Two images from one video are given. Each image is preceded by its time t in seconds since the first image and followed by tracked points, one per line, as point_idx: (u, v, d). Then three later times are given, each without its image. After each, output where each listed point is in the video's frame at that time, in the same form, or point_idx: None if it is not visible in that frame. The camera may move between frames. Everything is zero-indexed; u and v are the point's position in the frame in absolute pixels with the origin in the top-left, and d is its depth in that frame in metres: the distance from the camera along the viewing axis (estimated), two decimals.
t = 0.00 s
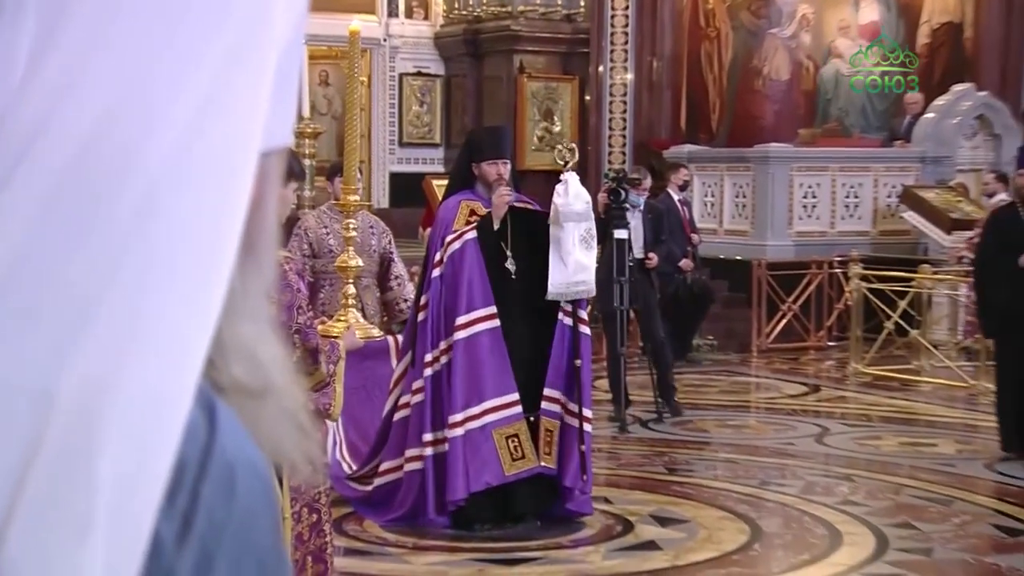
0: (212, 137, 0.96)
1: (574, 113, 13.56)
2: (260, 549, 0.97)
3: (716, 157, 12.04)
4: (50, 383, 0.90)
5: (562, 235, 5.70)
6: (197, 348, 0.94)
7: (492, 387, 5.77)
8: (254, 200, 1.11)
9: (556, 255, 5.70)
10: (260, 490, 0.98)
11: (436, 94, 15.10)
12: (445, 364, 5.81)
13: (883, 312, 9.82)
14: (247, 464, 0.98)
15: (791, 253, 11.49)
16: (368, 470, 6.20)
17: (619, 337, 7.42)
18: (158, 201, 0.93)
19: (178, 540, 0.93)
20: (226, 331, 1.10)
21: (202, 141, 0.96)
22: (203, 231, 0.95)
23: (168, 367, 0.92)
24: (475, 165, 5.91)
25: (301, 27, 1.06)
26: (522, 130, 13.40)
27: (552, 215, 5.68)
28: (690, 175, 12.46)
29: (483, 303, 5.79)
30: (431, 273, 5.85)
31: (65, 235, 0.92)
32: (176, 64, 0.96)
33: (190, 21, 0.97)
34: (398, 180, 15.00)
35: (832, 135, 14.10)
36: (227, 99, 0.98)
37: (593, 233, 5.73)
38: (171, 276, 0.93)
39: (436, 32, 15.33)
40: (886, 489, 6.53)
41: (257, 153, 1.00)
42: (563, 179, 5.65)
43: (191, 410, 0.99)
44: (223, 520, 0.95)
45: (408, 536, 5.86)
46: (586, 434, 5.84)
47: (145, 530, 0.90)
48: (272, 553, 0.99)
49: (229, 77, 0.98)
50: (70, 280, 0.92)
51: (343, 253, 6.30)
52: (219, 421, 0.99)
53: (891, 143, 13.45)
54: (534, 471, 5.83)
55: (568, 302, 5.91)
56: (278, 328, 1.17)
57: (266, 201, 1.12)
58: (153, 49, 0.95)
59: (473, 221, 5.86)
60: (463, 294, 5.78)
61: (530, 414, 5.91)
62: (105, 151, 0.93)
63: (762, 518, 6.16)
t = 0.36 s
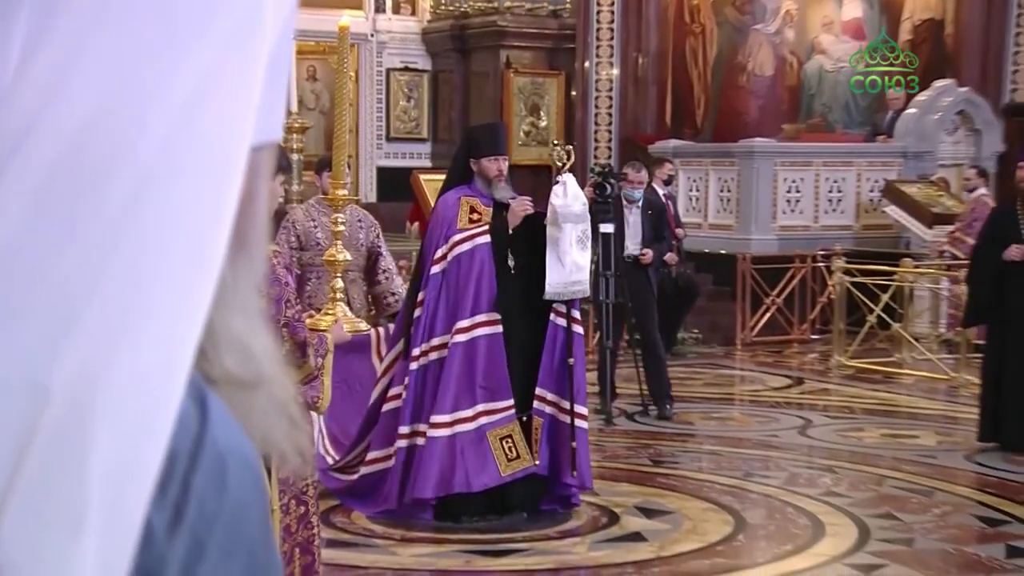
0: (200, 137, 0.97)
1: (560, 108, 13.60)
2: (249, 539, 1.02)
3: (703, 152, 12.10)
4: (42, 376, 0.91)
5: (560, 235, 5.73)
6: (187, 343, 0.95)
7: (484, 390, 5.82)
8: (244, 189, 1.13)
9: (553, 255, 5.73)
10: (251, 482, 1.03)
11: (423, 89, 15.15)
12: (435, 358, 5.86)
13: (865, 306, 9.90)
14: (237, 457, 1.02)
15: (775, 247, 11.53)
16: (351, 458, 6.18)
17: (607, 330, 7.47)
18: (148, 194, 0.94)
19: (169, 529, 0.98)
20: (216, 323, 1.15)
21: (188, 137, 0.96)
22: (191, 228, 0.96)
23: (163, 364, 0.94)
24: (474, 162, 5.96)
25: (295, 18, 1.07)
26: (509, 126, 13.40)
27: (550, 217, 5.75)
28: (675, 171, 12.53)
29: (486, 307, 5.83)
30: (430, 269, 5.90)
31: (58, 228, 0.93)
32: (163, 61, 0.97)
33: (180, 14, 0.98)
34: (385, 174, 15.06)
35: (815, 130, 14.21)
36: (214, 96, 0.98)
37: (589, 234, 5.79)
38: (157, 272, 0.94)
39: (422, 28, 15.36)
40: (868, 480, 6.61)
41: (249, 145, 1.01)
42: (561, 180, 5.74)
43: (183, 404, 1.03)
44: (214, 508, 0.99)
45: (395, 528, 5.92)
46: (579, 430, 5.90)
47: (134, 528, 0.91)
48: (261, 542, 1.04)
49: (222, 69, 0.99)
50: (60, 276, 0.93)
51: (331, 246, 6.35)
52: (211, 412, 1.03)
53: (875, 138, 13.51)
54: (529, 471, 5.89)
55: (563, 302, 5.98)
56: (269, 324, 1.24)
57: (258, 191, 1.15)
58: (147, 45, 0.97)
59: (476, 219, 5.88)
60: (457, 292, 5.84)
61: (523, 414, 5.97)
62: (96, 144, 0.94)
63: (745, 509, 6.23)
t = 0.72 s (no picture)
0: (187, 134, 1.05)
1: (545, 103, 13.70)
2: (238, 529, 1.06)
3: (687, 146, 12.09)
4: (40, 358, 0.98)
5: (558, 238, 5.98)
6: (177, 327, 1.03)
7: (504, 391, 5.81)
8: (233, 187, 1.19)
9: (554, 256, 5.95)
10: (240, 475, 1.07)
11: (409, 84, 15.20)
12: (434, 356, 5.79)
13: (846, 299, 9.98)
14: (226, 447, 1.06)
15: (757, 240, 11.63)
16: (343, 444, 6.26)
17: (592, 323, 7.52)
18: (140, 185, 1.03)
19: (159, 518, 1.02)
20: (205, 314, 1.16)
21: (177, 132, 1.05)
22: (186, 223, 1.04)
23: (155, 343, 1.02)
24: (473, 155, 6.00)
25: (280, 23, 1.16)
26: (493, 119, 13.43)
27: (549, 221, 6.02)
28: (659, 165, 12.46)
29: (506, 308, 5.81)
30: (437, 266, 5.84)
31: (53, 222, 1.01)
32: (153, 62, 1.06)
33: (166, 18, 1.07)
34: (371, 168, 15.09)
35: (797, 125, 14.30)
36: (202, 94, 1.07)
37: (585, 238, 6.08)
38: (148, 258, 1.03)
39: (408, 23, 15.38)
40: (849, 471, 6.69)
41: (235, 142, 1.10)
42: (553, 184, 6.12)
43: (172, 396, 1.07)
44: (204, 498, 1.03)
45: (381, 520, 5.98)
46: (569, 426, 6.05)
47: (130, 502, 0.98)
48: (250, 533, 1.08)
49: (207, 68, 1.07)
50: (57, 266, 1.01)
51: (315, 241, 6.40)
52: (200, 405, 1.07)
53: (856, 133, 13.59)
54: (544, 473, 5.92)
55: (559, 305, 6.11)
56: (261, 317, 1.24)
57: (248, 189, 1.20)
58: (139, 45, 1.05)
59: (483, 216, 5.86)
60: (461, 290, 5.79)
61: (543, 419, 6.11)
62: (89, 140, 1.02)
63: (728, 500, 6.30)
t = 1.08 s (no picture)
0: (178, 116, 1.02)
1: (530, 99, 13.68)
2: (223, 523, 1.04)
3: (669, 143, 12.22)
4: (26, 354, 0.95)
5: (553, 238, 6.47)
6: (166, 325, 1.00)
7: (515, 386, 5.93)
8: (218, 182, 1.15)
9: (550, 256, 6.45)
10: (226, 468, 1.05)
11: (394, 79, 15.24)
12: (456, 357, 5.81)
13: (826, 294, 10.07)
14: (213, 442, 1.05)
15: (739, 236, 11.70)
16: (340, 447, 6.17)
17: (577, 317, 7.60)
18: (128, 176, 0.99)
19: (146, 511, 1.00)
20: (190, 307, 1.15)
21: (166, 118, 1.02)
22: (176, 212, 1.01)
23: (140, 332, 0.98)
24: (473, 153, 6.04)
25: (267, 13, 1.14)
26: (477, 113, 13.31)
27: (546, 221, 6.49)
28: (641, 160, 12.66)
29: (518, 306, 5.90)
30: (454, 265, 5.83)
31: (43, 213, 0.97)
32: (142, 51, 1.02)
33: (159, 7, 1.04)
34: (356, 163, 15.12)
35: (779, 121, 14.40)
36: (195, 74, 1.04)
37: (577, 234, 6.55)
38: (139, 246, 0.99)
39: (393, 20, 15.45)
40: (830, 463, 6.76)
41: (222, 135, 1.07)
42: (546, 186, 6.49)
43: (158, 387, 1.05)
44: (190, 494, 1.02)
45: (365, 513, 6.02)
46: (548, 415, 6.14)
47: (118, 489, 0.96)
48: (235, 529, 1.06)
49: (196, 60, 1.04)
50: (54, 261, 0.97)
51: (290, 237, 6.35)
52: (185, 398, 1.05)
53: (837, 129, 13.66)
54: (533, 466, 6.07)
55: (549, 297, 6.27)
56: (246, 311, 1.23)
57: (234, 187, 1.17)
58: (130, 37, 1.02)
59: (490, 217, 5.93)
60: (481, 290, 5.83)
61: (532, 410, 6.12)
62: (76, 128, 0.99)
63: (710, 493, 6.36)
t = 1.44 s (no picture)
0: (160, 112, 1.11)
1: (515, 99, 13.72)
2: (208, 517, 1.11)
3: (653, 141, 12.34)
4: (16, 353, 1.02)
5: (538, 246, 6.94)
6: (149, 322, 1.08)
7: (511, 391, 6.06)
8: (204, 179, 1.25)
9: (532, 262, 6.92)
10: (211, 464, 1.12)
11: (380, 79, 15.29)
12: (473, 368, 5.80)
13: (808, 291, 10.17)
14: (198, 440, 1.11)
15: (721, 234, 11.79)
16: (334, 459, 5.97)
17: (561, 314, 7.70)
18: (113, 185, 1.08)
19: (131, 507, 1.06)
20: (176, 307, 1.22)
21: (148, 118, 1.10)
22: (160, 219, 1.10)
23: (130, 327, 1.07)
24: (477, 157, 6.02)
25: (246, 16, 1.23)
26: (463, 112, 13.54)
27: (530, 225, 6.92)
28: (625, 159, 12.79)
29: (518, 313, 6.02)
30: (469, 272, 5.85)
31: (38, 212, 1.05)
32: (116, 56, 1.10)
33: (143, 12, 1.12)
34: (343, 161, 15.18)
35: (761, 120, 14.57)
36: (180, 70, 1.13)
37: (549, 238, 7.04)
38: (123, 243, 1.07)
39: (380, 19, 15.49)
40: (811, 458, 6.86)
41: (205, 133, 1.16)
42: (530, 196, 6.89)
43: (145, 387, 1.12)
44: (175, 492, 1.08)
45: (354, 507, 6.11)
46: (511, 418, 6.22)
47: (102, 486, 1.03)
48: (219, 526, 1.12)
49: (175, 74, 1.12)
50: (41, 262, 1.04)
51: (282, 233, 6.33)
52: (170, 399, 1.12)
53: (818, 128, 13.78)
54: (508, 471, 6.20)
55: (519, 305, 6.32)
56: (232, 307, 1.30)
57: (217, 185, 1.27)
58: (110, 39, 1.10)
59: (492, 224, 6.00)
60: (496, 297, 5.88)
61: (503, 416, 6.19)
62: (63, 135, 1.06)
63: (693, 487, 6.45)
